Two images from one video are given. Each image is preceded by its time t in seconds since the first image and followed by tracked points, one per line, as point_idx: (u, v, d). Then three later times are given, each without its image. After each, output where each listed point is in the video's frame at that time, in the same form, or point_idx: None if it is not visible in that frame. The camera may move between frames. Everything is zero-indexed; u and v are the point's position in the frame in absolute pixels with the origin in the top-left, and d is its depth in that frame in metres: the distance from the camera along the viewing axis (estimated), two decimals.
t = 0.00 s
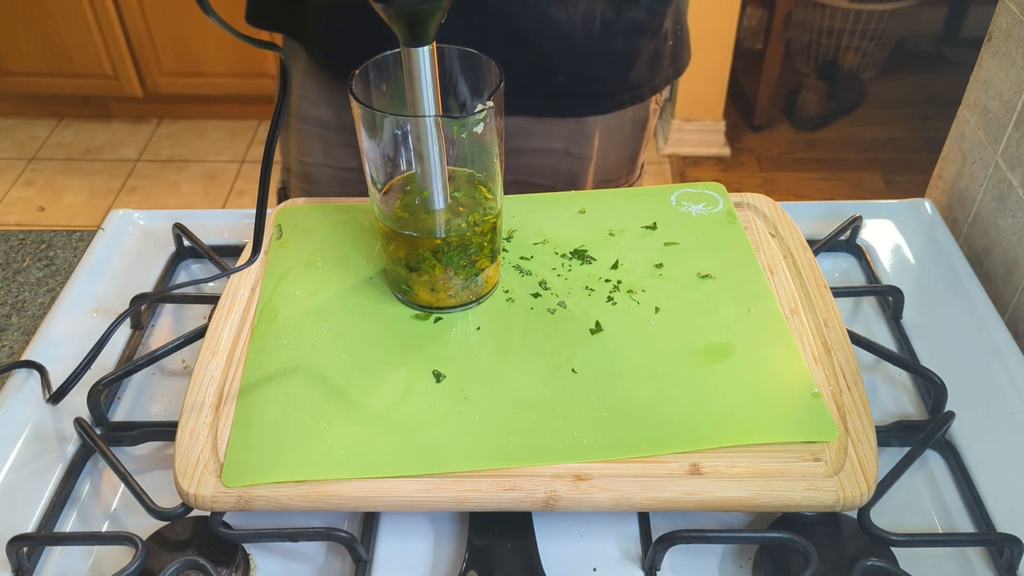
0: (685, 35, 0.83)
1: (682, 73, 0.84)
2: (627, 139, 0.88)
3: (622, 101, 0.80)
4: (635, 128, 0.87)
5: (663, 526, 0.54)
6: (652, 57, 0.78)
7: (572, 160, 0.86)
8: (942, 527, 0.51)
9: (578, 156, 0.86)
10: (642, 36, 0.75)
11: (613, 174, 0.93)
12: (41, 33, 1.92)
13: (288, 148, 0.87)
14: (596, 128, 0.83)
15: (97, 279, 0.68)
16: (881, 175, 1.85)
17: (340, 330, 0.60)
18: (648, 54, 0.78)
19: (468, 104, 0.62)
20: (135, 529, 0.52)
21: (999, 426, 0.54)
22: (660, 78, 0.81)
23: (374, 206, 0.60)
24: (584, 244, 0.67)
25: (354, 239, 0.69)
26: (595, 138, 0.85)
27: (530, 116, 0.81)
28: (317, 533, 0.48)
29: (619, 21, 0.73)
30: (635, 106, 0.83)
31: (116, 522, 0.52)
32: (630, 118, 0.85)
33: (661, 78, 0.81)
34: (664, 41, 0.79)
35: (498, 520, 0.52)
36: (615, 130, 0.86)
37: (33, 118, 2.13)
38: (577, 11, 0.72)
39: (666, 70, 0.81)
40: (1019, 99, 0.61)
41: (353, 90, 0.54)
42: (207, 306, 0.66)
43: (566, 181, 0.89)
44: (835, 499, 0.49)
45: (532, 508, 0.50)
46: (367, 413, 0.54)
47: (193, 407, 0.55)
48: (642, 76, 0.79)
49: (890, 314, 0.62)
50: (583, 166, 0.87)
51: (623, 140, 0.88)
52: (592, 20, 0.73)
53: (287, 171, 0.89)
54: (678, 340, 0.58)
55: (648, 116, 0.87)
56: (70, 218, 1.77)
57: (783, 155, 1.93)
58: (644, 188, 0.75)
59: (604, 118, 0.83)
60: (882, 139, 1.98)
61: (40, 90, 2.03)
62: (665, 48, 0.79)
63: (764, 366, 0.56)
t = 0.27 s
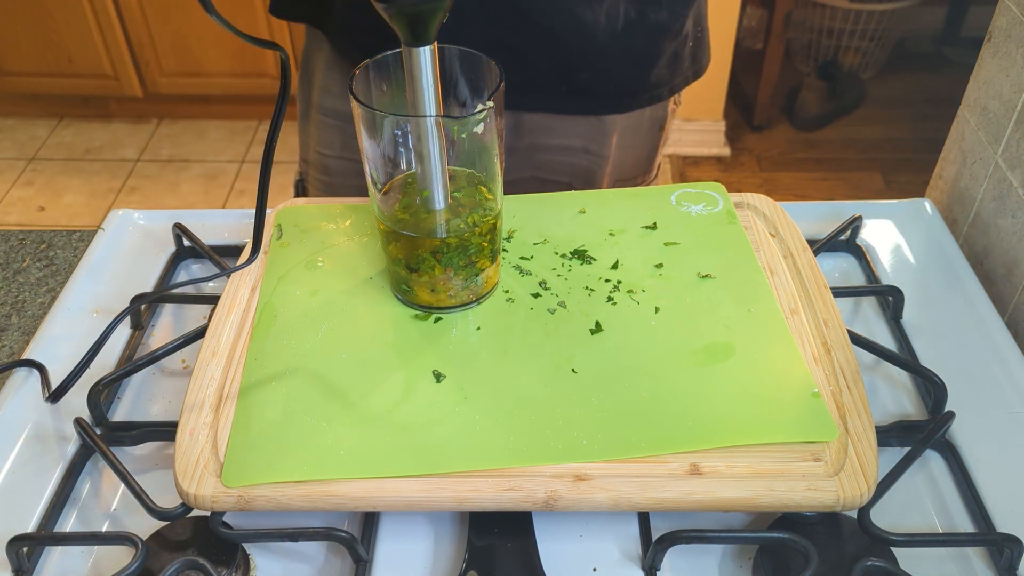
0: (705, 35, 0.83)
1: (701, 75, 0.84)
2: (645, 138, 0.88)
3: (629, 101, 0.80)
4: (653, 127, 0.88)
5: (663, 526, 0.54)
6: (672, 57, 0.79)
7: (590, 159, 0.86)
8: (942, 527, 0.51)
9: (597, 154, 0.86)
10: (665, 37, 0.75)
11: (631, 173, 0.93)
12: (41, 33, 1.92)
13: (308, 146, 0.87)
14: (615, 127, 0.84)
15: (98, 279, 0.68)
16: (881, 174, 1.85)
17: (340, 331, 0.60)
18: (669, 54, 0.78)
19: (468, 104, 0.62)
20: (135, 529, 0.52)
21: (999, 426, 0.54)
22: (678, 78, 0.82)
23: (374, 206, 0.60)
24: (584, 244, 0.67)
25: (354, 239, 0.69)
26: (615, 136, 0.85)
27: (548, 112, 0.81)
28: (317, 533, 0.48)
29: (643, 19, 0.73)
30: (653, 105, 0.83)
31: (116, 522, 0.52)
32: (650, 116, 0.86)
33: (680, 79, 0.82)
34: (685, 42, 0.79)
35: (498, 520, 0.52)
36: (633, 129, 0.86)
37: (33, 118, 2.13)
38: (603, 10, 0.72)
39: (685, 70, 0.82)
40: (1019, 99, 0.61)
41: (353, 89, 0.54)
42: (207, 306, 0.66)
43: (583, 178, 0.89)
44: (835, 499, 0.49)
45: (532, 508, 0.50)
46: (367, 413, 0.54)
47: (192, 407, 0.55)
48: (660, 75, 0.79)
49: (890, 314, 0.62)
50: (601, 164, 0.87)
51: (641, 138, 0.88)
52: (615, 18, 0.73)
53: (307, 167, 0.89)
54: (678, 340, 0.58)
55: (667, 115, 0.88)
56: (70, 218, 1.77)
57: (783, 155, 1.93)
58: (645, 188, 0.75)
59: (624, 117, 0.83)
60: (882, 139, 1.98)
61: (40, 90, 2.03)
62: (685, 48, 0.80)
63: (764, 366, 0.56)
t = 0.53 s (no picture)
0: (712, 37, 0.83)
1: (707, 77, 0.84)
2: (651, 138, 0.88)
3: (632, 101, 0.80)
4: (659, 128, 0.88)
5: (663, 526, 0.54)
6: (677, 59, 0.79)
7: (595, 159, 0.86)
8: (941, 527, 0.51)
9: (603, 155, 0.86)
10: (670, 39, 0.76)
11: (637, 173, 0.93)
12: (40, 33, 1.92)
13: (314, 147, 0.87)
14: (621, 128, 0.83)
15: (98, 279, 0.68)
16: (881, 174, 1.85)
17: (340, 331, 0.60)
18: (673, 56, 0.78)
19: (468, 104, 0.62)
20: (135, 529, 0.52)
21: (999, 426, 0.54)
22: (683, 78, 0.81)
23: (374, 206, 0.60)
24: (584, 244, 0.67)
25: (354, 239, 0.69)
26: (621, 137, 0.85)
27: (552, 113, 0.81)
28: (317, 533, 0.48)
29: (650, 21, 0.74)
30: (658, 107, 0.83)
31: (116, 522, 0.52)
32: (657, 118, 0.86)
33: (685, 81, 0.82)
34: (691, 44, 0.79)
35: (498, 521, 0.52)
36: (639, 131, 0.86)
37: (33, 118, 2.13)
38: (608, 11, 0.72)
39: (690, 72, 0.82)
40: (1019, 99, 0.61)
41: (352, 89, 0.54)
42: (207, 306, 0.66)
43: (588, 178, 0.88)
44: (835, 499, 0.49)
45: (532, 508, 0.50)
46: (367, 413, 0.54)
47: (192, 407, 0.55)
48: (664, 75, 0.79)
49: (890, 314, 0.62)
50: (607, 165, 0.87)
51: (646, 139, 0.88)
52: (621, 19, 0.73)
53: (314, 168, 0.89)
54: (678, 340, 0.58)
55: (673, 116, 0.88)
56: (70, 218, 1.77)
57: (783, 155, 1.93)
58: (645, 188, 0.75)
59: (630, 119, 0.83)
60: (882, 139, 1.98)
61: (40, 90, 2.03)
62: (691, 51, 0.80)
63: (764, 366, 0.56)
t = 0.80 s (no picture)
0: (709, 38, 0.83)
1: (705, 77, 0.84)
2: (650, 139, 0.88)
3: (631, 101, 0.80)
4: (657, 129, 0.87)
5: (663, 526, 0.54)
6: (676, 59, 0.79)
7: (595, 160, 0.86)
8: (941, 527, 0.51)
9: (602, 155, 0.86)
10: (668, 39, 0.76)
11: (636, 174, 0.93)
12: (40, 33, 1.92)
13: (312, 148, 0.87)
14: (619, 128, 0.83)
15: (98, 279, 0.68)
16: (881, 175, 1.85)
17: (340, 330, 0.60)
18: (672, 56, 0.78)
19: (468, 104, 0.62)
20: (135, 529, 0.52)
21: (999, 427, 0.54)
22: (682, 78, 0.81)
23: (374, 206, 0.59)
24: (584, 244, 0.67)
25: (354, 239, 0.69)
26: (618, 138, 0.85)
27: (552, 113, 0.81)
28: (317, 533, 0.48)
29: (648, 22, 0.74)
30: (657, 107, 0.83)
31: (116, 522, 0.52)
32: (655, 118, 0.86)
33: (684, 82, 0.82)
34: (689, 44, 0.79)
35: (498, 520, 0.52)
36: (637, 131, 0.86)
37: (33, 118, 2.13)
38: (607, 11, 0.72)
39: (689, 72, 0.82)
40: (1019, 99, 0.61)
41: (353, 89, 0.54)
42: (207, 306, 0.66)
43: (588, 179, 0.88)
44: (835, 499, 0.49)
45: (532, 508, 0.50)
46: (367, 413, 0.54)
47: (192, 407, 0.55)
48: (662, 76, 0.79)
49: (890, 314, 0.62)
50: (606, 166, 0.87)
51: (646, 139, 0.88)
52: (620, 20, 0.73)
53: (312, 169, 0.89)
54: (678, 339, 0.58)
55: (671, 117, 0.87)
56: (71, 218, 1.77)
57: (783, 155, 1.93)
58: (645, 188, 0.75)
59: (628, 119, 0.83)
60: (882, 139, 1.98)
61: (39, 90, 2.03)
62: (689, 51, 0.80)
63: (764, 366, 0.56)
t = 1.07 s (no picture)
0: (706, 38, 0.83)
1: (702, 77, 0.84)
2: (647, 139, 0.88)
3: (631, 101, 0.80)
4: (655, 129, 0.87)
5: (663, 526, 0.54)
6: (673, 60, 0.79)
7: (592, 160, 0.86)
8: (942, 527, 0.51)
9: (599, 156, 0.85)
10: (666, 39, 0.76)
11: (632, 175, 0.92)
12: (40, 33, 1.92)
13: (308, 148, 0.87)
14: (616, 129, 0.83)
15: (98, 279, 0.68)
16: (881, 175, 1.85)
17: (340, 330, 0.60)
18: (669, 56, 0.78)
19: (468, 104, 0.62)
20: (135, 529, 0.52)
21: (999, 426, 0.54)
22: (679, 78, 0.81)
23: (374, 206, 0.59)
24: (584, 244, 0.67)
25: (354, 239, 0.69)
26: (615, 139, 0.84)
27: (551, 113, 0.81)
28: (317, 533, 0.48)
29: (645, 22, 0.74)
30: (655, 107, 0.83)
31: (116, 522, 0.52)
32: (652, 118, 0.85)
33: (681, 82, 0.82)
34: (686, 44, 0.79)
35: (498, 521, 0.52)
36: (634, 132, 0.86)
37: (33, 118, 2.13)
38: (604, 11, 0.72)
39: (686, 72, 0.82)
40: (1019, 99, 0.61)
41: (353, 89, 0.54)
42: (207, 306, 0.66)
43: (586, 179, 0.88)
44: (835, 499, 0.49)
45: (532, 508, 0.50)
46: (367, 413, 0.54)
47: (193, 407, 0.55)
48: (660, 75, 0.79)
49: (890, 314, 0.62)
50: (602, 166, 0.87)
51: (643, 140, 0.88)
52: (617, 19, 0.73)
53: (308, 170, 0.89)
54: (678, 340, 0.58)
55: (669, 117, 0.87)
56: (71, 218, 1.77)
57: (783, 155, 1.93)
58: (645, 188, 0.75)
59: (625, 119, 0.83)
60: (882, 139, 1.98)
61: (39, 90, 2.03)
62: (686, 51, 0.80)
63: (764, 366, 0.56)
